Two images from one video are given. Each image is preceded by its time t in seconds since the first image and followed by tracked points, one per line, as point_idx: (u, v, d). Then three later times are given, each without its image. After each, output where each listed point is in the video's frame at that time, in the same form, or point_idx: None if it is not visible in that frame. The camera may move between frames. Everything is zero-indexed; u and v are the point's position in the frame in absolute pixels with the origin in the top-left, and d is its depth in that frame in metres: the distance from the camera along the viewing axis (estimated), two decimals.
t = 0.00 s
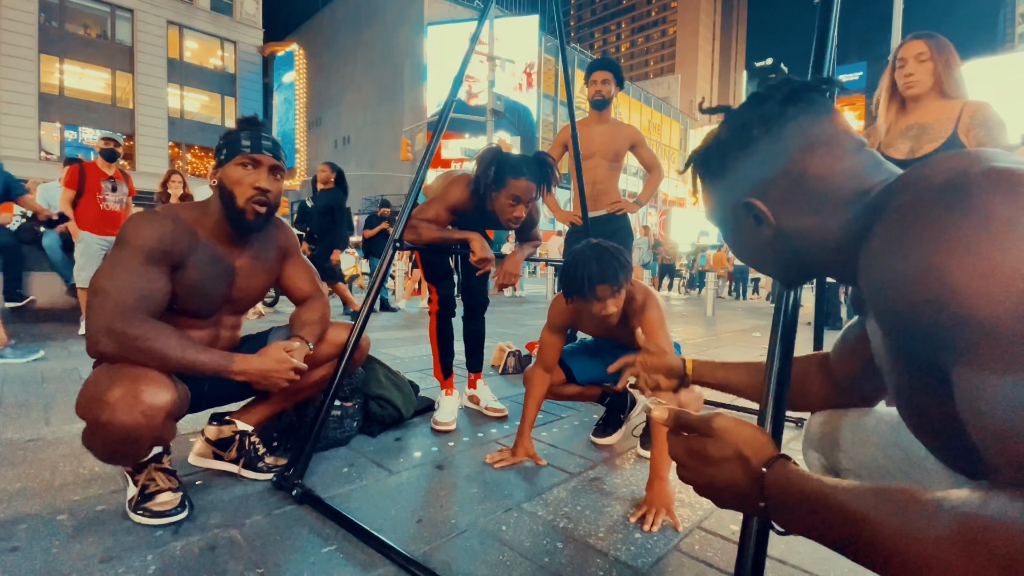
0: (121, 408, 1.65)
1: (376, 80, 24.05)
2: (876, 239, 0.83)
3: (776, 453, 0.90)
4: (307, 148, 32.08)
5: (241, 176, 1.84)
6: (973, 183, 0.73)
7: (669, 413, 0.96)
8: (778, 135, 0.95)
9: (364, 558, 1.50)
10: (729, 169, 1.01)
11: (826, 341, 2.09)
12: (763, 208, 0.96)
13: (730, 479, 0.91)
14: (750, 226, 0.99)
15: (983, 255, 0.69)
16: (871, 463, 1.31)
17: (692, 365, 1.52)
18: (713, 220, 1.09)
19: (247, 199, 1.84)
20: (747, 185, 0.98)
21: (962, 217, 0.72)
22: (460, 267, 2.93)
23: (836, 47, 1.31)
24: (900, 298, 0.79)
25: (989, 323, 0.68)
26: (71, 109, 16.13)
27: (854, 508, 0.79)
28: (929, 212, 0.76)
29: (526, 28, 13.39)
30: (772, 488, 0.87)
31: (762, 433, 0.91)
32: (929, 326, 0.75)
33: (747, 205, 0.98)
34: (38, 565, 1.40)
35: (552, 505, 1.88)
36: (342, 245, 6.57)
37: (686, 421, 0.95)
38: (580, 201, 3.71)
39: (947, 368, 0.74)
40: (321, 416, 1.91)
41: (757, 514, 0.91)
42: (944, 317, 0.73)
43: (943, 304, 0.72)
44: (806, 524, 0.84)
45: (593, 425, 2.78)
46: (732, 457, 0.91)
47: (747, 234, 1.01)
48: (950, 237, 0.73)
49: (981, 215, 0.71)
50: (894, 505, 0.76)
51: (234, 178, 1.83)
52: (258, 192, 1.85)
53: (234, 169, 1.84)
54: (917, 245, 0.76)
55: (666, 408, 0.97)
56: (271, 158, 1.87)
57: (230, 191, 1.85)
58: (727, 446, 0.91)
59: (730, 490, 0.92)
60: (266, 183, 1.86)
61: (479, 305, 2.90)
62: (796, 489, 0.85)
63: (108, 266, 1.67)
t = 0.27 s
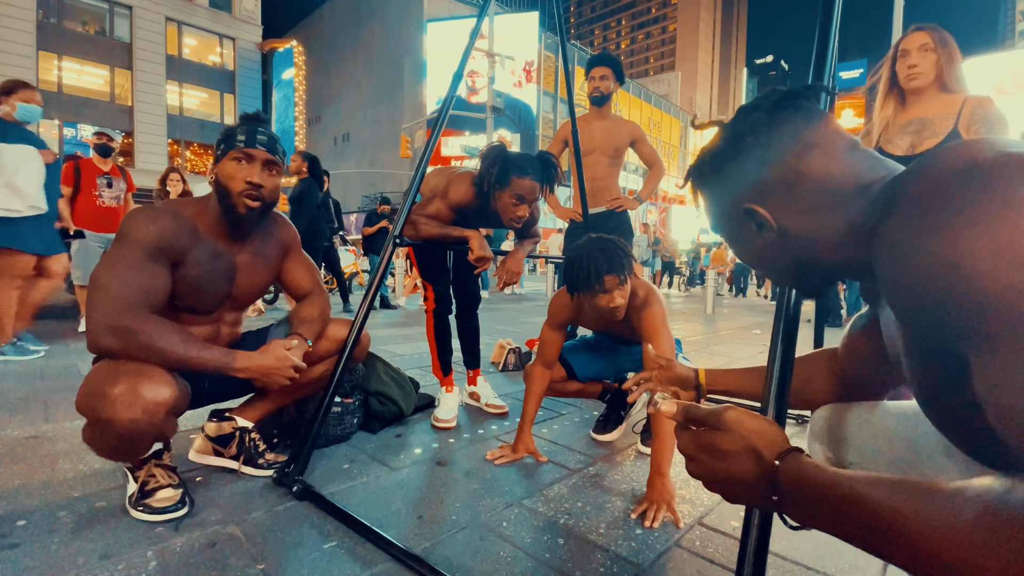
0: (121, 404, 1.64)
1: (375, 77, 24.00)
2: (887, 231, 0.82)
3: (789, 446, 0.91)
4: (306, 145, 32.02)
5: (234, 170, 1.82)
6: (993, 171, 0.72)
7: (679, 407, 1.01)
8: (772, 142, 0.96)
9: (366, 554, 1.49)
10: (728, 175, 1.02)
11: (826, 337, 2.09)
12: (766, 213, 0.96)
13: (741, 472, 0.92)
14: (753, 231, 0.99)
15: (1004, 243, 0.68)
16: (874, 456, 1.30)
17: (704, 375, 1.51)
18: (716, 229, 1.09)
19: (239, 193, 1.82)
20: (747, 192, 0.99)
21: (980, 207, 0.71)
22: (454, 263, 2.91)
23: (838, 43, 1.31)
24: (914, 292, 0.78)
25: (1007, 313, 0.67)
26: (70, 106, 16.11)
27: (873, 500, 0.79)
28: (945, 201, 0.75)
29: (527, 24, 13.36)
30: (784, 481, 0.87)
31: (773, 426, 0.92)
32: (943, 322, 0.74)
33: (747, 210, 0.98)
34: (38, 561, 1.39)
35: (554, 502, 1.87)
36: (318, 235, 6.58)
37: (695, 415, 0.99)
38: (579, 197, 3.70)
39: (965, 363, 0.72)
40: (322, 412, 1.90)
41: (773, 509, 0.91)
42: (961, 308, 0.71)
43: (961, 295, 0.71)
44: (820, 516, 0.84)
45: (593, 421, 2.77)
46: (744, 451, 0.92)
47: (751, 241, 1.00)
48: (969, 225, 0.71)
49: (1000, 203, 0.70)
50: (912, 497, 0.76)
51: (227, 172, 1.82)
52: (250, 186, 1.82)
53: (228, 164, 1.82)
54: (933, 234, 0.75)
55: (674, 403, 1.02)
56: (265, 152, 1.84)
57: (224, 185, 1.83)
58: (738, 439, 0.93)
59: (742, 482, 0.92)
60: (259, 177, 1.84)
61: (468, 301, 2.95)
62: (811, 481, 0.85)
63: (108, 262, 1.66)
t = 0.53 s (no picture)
0: (118, 401, 1.63)
1: (374, 74, 23.93)
2: (898, 216, 0.81)
3: (785, 438, 0.90)
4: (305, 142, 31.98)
5: (224, 165, 1.81)
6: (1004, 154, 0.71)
7: (676, 399, 1.00)
8: (812, 98, 0.90)
9: (366, 551, 1.49)
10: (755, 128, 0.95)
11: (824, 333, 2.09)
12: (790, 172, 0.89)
13: (740, 465, 0.90)
14: (770, 190, 0.92)
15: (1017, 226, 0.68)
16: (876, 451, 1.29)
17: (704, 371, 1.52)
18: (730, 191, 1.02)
19: (226, 187, 1.80)
20: (772, 149, 0.92)
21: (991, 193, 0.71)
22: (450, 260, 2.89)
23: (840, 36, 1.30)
24: (919, 278, 0.79)
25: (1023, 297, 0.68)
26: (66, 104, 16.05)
27: (871, 489, 0.78)
28: (956, 184, 0.74)
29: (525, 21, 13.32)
30: (781, 473, 0.86)
31: (771, 419, 0.91)
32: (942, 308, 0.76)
33: (770, 167, 0.91)
34: (37, 559, 1.39)
35: (552, 498, 1.87)
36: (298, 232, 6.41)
37: (693, 406, 0.98)
38: (577, 194, 3.70)
39: (972, 341, 0.74)
40: (320, 408, 1.90)
41: (767, 501, 0.90)
42: (966, 294, 0.73)
43: (969, 282, 0.72)
44: (817, 508, 0.83)
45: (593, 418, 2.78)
46: (739, 441, 0.91)
47: (767, 204, 0.94)
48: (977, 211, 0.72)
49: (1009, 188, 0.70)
50: (908, 486, 0.76)
51: (218, 166, 1.81)
52: (239, 180, 1.80)
53: (219, 158, 1.81)
54: (941, 221, 0.75)
55: (672, 394, 1.01)
56: (254, 146, 1.81)
57: (214, 179, 1.81)
58: (735, 430, 0.91)
59: (737, 474, 0.91)
60: (248, 171, 1.81)
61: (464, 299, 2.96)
62: (805, 471, 0.84)
63: (104, 258, 1.65)
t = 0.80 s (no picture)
0: (113, 399, 1.62)
1: (370, 71, 23.85)
2: (905, 206, 0.80)
3: (789, 428, 0.90)
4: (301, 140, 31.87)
5: (207, 160, 1.79)
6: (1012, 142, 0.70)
7: (681, 388, 1.00)
8: (811, 90, 0.90)
9: (366, 548, 1.49)
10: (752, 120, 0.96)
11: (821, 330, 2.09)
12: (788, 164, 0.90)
13: (743, 455, 0.91)
14: (768, 182, 0.93)
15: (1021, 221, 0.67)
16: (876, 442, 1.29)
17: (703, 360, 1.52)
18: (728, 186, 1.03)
19: (206, 182, 1.77)
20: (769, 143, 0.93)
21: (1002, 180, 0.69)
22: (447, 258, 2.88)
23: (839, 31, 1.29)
24: (930, 270, 0.77)
25: None
26: (61, 101, 15.96)
27: (875, 478, 0.78)
28: (961, 175, 0.73)
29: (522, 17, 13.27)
30: (783, 462, 0.87)
31: (774, 410, 0.91)
32: (956, 298, 0.74)
33: (768, 160, 0.91)
34: (33, 558, 1.38)
35: (552, 494, 1.87)
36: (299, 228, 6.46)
37: (697, 397, 0.97)
38: (574, 190, 3.69)
39: (975, 336, 0.73)
40: (318, 406, 1.89)
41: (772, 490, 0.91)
42: (971, 288, 0.72)
43: (978, 274, 0.71)
44: (819, 498, 0.84)
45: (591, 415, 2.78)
46: (743, 431, 0.91)
47: (764, 198, 0.94)
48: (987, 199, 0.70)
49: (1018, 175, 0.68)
50: (912, 478, 0.76)
51: (202, 162, 1.80)
52: (219, 175, 1.77)
53: (205, 154, 1.80)
54: (952, 207, 0.73)
55: (676, 384, 1.01)
56: (236, 140, 1.76)
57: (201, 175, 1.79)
58: (739, 421, 0.92)
59: (742, 464, 0.92)
60: (226, 167, 1.76)
61: (460, 296, 2.95)
62: (810, 460, 0.84)
63: (100, 255, 1.64)
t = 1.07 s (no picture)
0: (103, 400, 1.61)
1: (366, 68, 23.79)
2: (884, 220, 0.72)
3: (804, 462, 0.81)
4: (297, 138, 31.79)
5: (195, 156, 1.78)
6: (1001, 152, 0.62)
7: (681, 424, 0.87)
8: (770, 126, 0.87)
9: (358, 549, 1.48)
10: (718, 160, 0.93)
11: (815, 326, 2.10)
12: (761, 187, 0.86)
13: (760, 498, 0.81)
14: (743, 212, 0.89)
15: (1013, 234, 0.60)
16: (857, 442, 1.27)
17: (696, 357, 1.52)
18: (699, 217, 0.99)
19: (194, 179, 1.76)
20: (740, 168, 0.89)
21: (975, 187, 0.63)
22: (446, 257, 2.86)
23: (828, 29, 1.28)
24: (913, 290, 0.67)
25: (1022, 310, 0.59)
26: (55, 99, 15.86)
27: (911, 514, 0.72)
28: (938, 190, 0.66)
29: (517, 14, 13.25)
30: (809, 500, 0.78)
31: (786, 442, 0.82)
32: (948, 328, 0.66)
33: (741, 185, 0.87)
34: (23, 561, 1.37)
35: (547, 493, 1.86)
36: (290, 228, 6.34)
37: (699, 433, 0.86)
38: (567, 188, 3.69)
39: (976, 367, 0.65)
40: (312, 405, 1.88)
41: (787, 531, 0.82)
42: (957, 311, 0.64)
43: (965, 293, 0.62)
44: (852, 534, 0.76)
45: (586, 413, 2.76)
46: (755, 470, 0.81)
47: (738, 226, 0.90)
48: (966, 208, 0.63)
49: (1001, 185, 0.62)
50: (955, 515, 0.69)
51: (190, 158, 1.79)
52: (205, 170, 1.75)
53: (193, 150, 1.79)
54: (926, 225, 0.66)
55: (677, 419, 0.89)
56: (224, 136, 1.75)
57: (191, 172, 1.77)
58: (749, 459, 0.81)
59: (759, 506, 0.81)
60: (213, 163, 1.76)
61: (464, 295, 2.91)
62: (838, 496, 0.77)
63: (88, 255, 1.63)
